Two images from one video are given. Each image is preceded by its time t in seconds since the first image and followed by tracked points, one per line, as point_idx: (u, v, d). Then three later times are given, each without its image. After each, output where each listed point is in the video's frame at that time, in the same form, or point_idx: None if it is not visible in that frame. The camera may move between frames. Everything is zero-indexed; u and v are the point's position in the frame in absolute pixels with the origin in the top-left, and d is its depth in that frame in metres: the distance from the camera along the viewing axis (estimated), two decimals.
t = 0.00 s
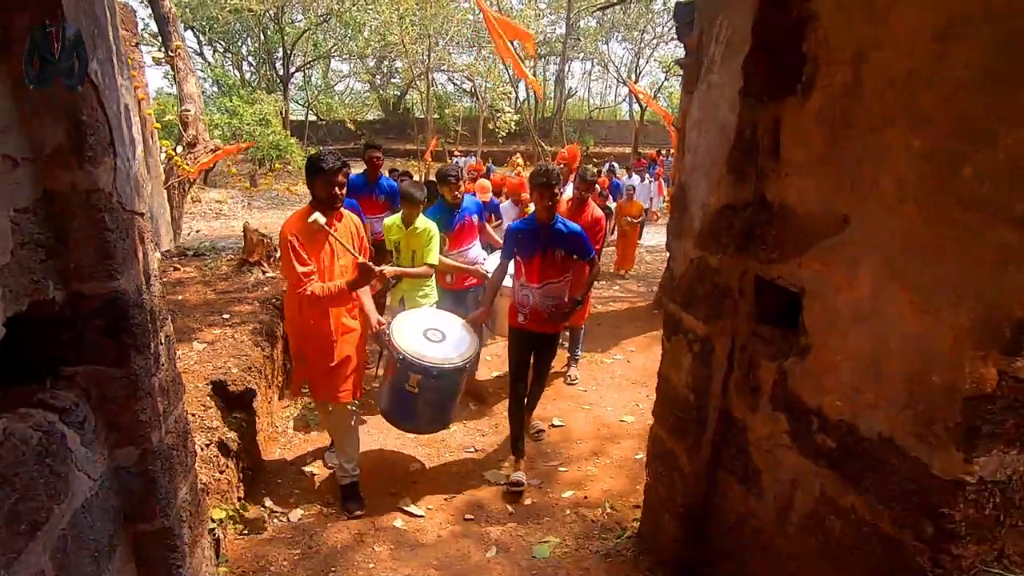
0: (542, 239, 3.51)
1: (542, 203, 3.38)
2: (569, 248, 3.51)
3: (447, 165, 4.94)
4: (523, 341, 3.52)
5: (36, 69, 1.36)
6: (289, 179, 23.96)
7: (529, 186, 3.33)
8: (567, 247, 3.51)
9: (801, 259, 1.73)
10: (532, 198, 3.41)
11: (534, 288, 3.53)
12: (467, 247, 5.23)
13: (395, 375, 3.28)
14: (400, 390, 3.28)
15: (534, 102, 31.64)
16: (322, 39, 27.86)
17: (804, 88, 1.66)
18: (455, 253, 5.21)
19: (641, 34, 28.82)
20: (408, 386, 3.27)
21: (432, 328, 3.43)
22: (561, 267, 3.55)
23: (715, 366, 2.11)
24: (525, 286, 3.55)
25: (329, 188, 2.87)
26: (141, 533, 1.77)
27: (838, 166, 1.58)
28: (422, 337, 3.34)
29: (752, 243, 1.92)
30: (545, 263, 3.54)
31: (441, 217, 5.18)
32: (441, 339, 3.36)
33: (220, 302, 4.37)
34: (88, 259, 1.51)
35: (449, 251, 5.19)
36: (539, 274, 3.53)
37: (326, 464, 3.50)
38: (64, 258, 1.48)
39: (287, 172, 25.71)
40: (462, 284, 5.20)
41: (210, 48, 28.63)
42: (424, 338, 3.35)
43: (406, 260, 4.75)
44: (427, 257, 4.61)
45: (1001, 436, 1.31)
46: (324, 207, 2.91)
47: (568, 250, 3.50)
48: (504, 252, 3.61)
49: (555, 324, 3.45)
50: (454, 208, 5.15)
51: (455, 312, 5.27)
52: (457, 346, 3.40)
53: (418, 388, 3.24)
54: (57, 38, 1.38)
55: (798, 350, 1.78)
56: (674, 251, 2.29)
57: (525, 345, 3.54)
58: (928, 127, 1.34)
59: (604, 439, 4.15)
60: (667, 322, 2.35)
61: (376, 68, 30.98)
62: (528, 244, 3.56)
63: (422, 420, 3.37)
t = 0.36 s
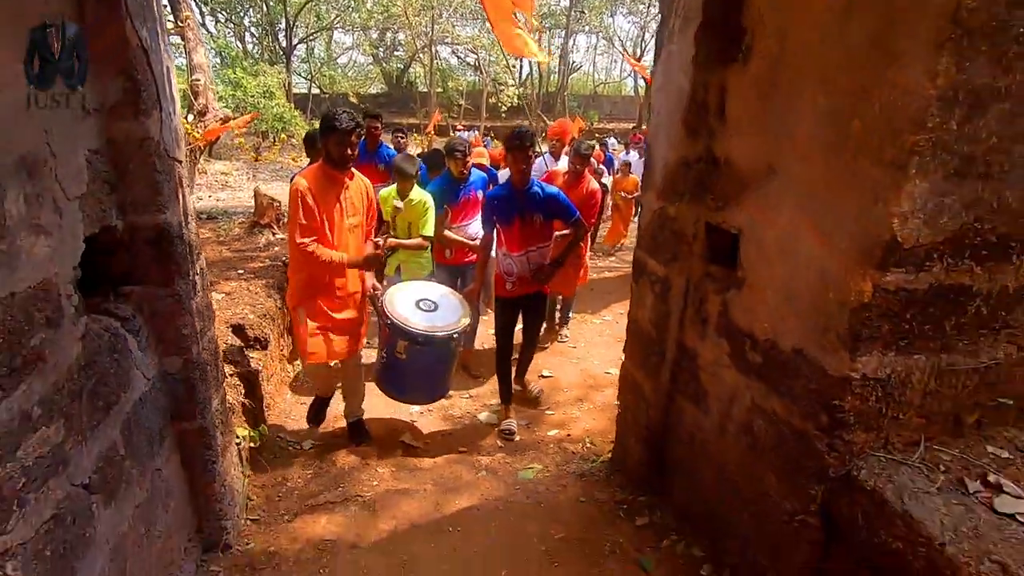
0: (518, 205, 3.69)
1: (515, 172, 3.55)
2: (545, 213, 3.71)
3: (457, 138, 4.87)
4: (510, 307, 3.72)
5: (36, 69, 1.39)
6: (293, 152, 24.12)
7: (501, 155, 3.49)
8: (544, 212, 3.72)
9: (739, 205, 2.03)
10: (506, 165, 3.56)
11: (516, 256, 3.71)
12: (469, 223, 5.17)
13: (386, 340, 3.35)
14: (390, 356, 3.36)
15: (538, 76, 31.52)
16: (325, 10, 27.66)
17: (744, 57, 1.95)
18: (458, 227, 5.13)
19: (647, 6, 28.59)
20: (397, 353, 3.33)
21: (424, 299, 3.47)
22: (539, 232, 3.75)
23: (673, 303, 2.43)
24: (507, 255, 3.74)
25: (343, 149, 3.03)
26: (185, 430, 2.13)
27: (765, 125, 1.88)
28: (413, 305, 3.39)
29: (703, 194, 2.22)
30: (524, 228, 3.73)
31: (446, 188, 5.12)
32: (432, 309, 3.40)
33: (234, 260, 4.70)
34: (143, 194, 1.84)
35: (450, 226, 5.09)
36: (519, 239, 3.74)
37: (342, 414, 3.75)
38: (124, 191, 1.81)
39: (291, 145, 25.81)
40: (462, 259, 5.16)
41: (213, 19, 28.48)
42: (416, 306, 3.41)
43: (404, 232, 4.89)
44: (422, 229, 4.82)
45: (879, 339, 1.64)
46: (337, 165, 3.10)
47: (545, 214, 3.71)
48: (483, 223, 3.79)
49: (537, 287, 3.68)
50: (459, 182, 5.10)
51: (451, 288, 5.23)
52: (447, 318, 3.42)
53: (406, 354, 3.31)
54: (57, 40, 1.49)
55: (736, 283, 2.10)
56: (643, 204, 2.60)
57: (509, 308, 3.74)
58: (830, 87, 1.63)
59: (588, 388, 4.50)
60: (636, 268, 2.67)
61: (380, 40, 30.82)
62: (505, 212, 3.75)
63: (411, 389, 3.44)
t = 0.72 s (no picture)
0: (576, 162, 3.72)
1: (579, 129, 3.57)
2: (600, 171, 3.78)
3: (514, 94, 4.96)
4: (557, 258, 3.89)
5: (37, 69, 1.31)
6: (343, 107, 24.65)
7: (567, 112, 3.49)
8: (599, 170, 3.79)
9: (768, 149, 2.27)
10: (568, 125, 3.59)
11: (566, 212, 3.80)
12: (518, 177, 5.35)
13: (442, 291, 3.41)
14: (448, 307, 3.43)
15: (587, 31, 30.78)
16: None
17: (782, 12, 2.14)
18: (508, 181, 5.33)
19: None
20: (454, 303, 3.40)
21: (476, 251, 3.48)
22: (591, 190, 3.81)
23: (706, 241, 2.70)
24: (556, 210, 3.80)
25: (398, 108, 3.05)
26: (286, 332, 2.58)
27: (794, 77, 2.11)
28: (468, 257, 3.41)
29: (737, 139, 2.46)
30: (577, 187, 3.77)
31: (500, 143, 5.23)
32: (487, 260, 3.43)
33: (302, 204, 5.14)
34: (258, 130, 2.22)
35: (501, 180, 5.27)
36: (574, 198, 3.79)
37: (405, 345, 4.01)
38: (246, 125, 2.20)
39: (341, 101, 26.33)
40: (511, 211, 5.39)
41: None
42: (471, 258, 3.42)
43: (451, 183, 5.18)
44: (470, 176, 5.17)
45: (883, 265, 1.90)
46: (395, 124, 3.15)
47: (600, 172, 3.77)
48: (536, 177, 3.80)
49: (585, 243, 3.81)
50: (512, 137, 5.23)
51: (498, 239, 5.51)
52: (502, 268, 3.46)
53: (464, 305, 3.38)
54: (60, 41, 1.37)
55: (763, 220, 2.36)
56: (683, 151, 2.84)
57: (559, 262, 3.92)
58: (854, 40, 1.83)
59: (626, 330, 4.82)
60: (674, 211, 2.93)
61: None
62: (560, 168, 3.77)
63: (466, 339, 3.54)
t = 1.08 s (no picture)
0: (698, 84, 3.49)
1: (708, 46, 3.32)
2: (721, 99, 3.54)
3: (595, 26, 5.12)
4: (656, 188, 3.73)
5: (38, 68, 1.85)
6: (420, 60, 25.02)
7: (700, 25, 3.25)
8: (720, 97, 3.53)
9: (871, 63, 2.39)
10: (700, 40, 3.33)
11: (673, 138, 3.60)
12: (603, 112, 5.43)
13: (540, 208, 3.70)
14: (545, 224, 3.71)
15: None
16: None
17: None
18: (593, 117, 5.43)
19: None
20: (551, 220, 3.67)
21: (575, 172, 3.73)
22: (707, 119, 3.59)
23: (799, 158, 2.84)
24: (664, 135, 3.61)
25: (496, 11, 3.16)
26: (413, 228, 2.98)
27: None
28: (567, 177, 3.66)
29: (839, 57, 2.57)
30: (694, 112, 3.56)
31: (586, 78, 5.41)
32: (585, 181, 3.67)
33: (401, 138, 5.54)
34: (402, 44, 2.57)
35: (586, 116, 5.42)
36: (685, 123, 3.58)
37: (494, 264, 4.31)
38: (392, 38, 2.56)
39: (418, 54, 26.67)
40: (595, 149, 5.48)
41: None
42: (570, 178, 3.67)
43: (541, 118, 5.48)
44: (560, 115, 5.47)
45: (977, 165, 2.04)
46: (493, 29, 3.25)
47: (721, 100, 3.53)
48: (649, 97, 3.59)
49: (689, 173, 3.63)
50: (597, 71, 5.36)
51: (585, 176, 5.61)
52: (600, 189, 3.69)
53: (560, 223, 3.65)
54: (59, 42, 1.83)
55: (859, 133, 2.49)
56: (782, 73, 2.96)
57: (655, 189, 3.76)
58: None
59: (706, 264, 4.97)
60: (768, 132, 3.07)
61: None
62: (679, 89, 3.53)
63: (560, 257, 3.82)
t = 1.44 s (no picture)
0: (798, 45, 3.61)
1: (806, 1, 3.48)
2: (824, 58, 3.63)
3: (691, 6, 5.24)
4: (757, 154, 3.81)
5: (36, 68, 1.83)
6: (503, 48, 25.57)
7: None
8: (822, 57, 3.63)
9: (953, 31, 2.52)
10: None
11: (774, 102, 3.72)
12: (689, 92, 5.65)
13: (627, 180, 4.01)
14: (629, 196, 4.02)
15: None
16: None
17: None
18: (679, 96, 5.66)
19: None
20: (635, 194, 3.99)
21: (663, 145, 3.98)
22: (809, 81, 3.67)
23: (877, 125, 2.99)
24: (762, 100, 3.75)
25: None
26: (510, 183, 3.39)
27: None
28: (653, 151, 3.94)
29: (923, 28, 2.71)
30: (794, 74, 3.66)
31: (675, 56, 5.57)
32: (670, 156, 3.93)
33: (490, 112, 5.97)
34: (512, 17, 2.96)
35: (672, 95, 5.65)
36: (785, 85, 3.68)
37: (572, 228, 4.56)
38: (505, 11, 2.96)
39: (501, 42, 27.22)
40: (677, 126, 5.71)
41: None
42: (656, 152, 3.94)
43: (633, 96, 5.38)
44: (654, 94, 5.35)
45: None
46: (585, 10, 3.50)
47: (823, 60, 3.63)
48: (748, 62, 3.74)
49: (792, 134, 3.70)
50: (688, 50, 5.51)
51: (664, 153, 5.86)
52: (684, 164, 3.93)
53: (643, 197, 3.96)
54: (57, 42, 1.89)
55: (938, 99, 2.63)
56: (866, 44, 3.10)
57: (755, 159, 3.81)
58: None
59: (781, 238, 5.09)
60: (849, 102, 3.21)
61: None
62: (778, 52, 3.66)
63: (643, 226, 4.14)
